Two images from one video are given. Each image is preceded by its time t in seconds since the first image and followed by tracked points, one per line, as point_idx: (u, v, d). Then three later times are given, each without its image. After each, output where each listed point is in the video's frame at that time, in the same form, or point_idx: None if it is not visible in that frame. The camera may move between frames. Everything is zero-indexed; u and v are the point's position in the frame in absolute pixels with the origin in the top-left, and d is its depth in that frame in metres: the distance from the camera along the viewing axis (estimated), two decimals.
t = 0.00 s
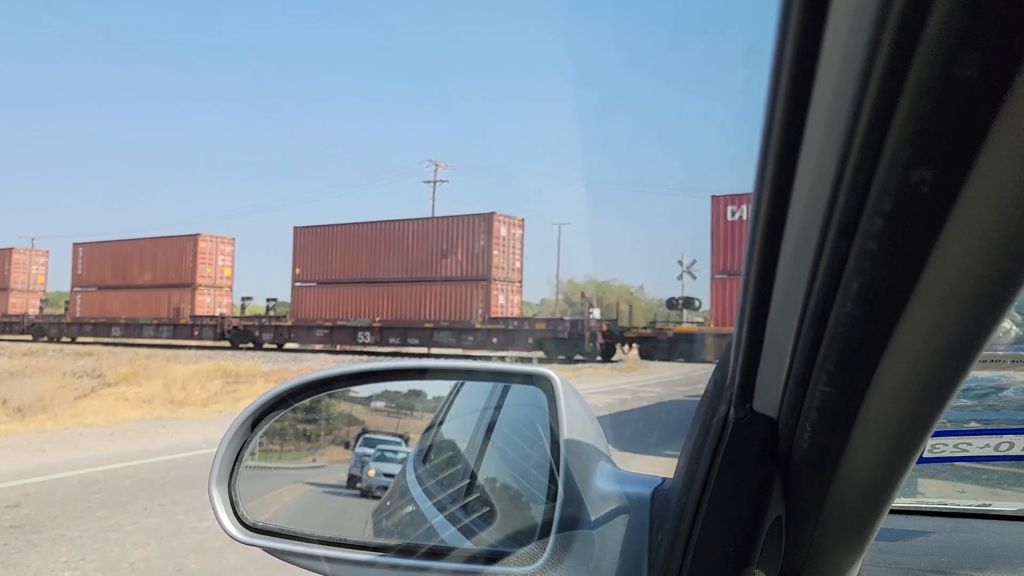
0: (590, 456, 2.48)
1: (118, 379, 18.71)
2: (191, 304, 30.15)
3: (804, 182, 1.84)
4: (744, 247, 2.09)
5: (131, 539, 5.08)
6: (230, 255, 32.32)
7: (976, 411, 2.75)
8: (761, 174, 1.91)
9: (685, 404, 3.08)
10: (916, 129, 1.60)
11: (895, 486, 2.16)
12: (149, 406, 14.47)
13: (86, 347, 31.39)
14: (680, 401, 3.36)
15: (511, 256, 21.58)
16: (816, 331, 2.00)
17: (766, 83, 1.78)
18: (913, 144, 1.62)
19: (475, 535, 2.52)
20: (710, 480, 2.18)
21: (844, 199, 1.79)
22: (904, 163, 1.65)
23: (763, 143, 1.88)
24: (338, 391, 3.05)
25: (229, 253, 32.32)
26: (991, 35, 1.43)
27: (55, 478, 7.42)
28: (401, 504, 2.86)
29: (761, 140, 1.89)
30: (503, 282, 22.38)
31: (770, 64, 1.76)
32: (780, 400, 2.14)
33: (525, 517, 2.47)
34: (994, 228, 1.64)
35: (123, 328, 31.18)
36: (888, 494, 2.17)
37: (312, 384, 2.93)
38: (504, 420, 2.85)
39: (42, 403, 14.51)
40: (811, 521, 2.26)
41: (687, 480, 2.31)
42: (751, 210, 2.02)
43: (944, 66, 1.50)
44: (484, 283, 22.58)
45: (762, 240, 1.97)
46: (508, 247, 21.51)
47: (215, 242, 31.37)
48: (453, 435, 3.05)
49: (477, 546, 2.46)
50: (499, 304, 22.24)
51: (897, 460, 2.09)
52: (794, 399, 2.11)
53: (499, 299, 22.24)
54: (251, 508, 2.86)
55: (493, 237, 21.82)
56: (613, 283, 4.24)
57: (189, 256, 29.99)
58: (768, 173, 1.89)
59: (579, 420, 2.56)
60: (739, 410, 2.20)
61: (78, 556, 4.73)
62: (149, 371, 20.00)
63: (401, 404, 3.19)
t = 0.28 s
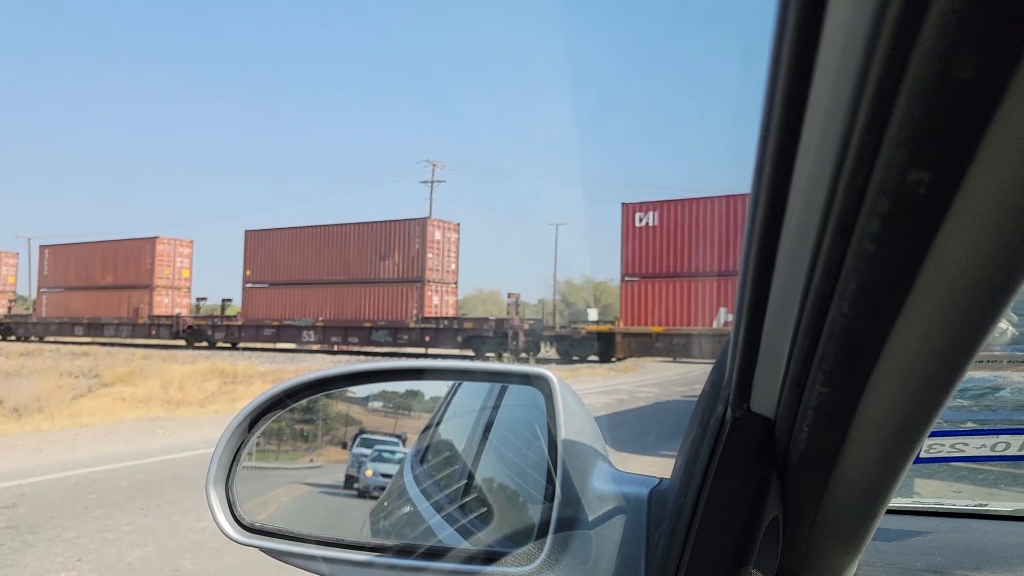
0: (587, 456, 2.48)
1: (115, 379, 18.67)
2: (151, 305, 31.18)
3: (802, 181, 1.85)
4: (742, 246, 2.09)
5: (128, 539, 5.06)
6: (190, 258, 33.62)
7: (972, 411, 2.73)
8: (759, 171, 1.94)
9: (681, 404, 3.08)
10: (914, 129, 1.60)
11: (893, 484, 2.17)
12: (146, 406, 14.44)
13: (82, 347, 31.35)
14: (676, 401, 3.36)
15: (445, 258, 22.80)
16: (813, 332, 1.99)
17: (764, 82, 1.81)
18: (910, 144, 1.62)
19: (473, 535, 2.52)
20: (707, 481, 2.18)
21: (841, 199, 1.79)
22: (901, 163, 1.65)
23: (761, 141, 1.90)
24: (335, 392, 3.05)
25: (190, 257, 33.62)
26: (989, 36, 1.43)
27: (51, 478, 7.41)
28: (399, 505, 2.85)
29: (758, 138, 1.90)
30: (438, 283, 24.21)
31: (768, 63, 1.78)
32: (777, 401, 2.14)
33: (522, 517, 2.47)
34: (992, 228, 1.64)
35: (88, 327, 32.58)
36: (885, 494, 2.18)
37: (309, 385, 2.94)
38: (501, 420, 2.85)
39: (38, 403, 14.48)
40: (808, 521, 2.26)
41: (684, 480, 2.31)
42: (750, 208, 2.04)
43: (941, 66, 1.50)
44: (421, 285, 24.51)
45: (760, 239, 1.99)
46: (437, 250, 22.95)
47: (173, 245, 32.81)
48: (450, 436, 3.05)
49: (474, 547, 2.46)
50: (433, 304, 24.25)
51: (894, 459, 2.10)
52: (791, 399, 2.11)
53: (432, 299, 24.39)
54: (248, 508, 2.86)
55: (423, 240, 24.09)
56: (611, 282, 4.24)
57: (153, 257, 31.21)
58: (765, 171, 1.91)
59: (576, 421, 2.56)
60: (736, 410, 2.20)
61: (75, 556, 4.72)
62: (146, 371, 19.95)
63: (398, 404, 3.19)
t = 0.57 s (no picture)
0: (586, 456, 2.48)
1: (114, 379, 18.65)
2: (124, 306, 32.91)
3: (800, 180, 1.85)
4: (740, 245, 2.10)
5: (127, 539, 5.07)
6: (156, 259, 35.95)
7: (969, 411, 2.77)
8: (757, 170, 1.94)
9: (679, 404, 3.08)
10: (911, 129, 1.61)
11: (890, 484, 2.17)
12: (145, 406, 14.41)
13: (81, 347, 31.34)
14: (673, 401, 3.36)
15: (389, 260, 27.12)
16: (811, 333, 2.00)
17: (762, 82, 1.82)
18: (908, 144, 1.63)
19: (471, 535, 2.52)
20: (704, 481, 2.18)
21: (838, 199, 1.80)
22: (899, 163, 1.66)
23: (759, 140, 1.91)
24: (334, 391, 3.06)
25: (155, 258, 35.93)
26: (987, 36, 1.44)
27: (50, 478, 7.41)
28: (397, 504, 2.86)
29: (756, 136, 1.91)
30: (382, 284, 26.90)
31: (766, 64, 1.79)
32: (775, 401, 2.14)
33: (520, 516, 2.48)
34: (989, 228, 1.65)
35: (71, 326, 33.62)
36: (882, 493, 2.19)
37: (308, 384, 2.97)
38: (500, 420, 2.85)
39: (38, 403, 14.46)
40: (805, 521, 2.27)
41: (681, 479, 2.31)
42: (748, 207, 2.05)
43: (939, 66, 1.51)
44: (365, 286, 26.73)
45: (758, 238, 2.00)
46: (384, 254, 27.07)
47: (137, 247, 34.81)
48: (448, 435, 3.06)
49: (473, 546, 2.46)
50: (377, 304, 26.91)
51: (891, 458, 2.10)
52: (789, 399, 2.11)
53: (380, 299, 26.79)
54: (247, 508, 2.87)
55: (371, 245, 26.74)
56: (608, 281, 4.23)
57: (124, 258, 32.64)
58: (763, 171, 1.92)
59: (575, 421, 2.56)
60: (733, 409, 2.20)
61: (75, 556, 4.73)
62: (145, 371, 19.92)
63: (397, 404, 3.19)
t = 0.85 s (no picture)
0: (586, 455, 2.46)
1: (116, 379, 18.62)
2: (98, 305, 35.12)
3: (800, 180, 1.87)
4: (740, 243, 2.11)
5: (129, 538, 5.08)
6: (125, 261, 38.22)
7: (969, 410, 2.78)
8: (757, 169, 1.97)
9: (678, 403, 3.07)
10: (910, 129, 1.62)
11: (888, 483, 2.18)
12: (147, 406, 14.36)
13: (84, 347, 31.35)
14: (673, 400, 3.35)
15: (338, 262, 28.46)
16: (810, 332, 2.00)
17: (762, 81, 1.85)
18: (907, 144, 1.64)
19: (470, 534, 2.52)
20: (703, 481, 2.19)
21: (837, 198, 1.81)
22: (898, 163, 1.66)
23: (760, 139, 1.93)
24: (335, 390, 3.04)
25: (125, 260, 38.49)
26: (986, 36, 1.44)
27: (52, 477, 7.42)
28: (398, 503, 2.92)
29: (757, 134, 1.94)
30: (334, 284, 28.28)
31: (767, 61, 1.82)
32: (774, 400, 2.15)
33: (520, 515, 2.45)
34: (987, 228, 1.66)
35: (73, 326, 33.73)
36: (880, 493, 2.19)
37: (308, 383, 3.00)
38: (500, 419, 2.84)
39: (40, 403, 14.43)
40: (804, 521, 2.27)
41: (680, 479, 2.32)
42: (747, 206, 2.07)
43: (939, 66, 1.51)
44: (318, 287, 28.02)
45: (757, 237, 2.02)
46: (337, 256, 28.45)
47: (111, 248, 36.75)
48: (449, 434, 3.07)
49: (473, 545, 2.47)
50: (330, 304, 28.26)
51: (890, 457, 2.11)
52: (787, 399, 2.12)
53: (330, 299, 28.33)
54: (248, 506, 2.88)
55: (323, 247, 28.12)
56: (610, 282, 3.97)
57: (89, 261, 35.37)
58: (762, 169, 1.94)
59: (576, 419, 2.53)
60: (733, 408, 2.21)
61: (77, 554, 4.73)
62: (147, 371, 19.86)
63: (397, 403, 3.09)
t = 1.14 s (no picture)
0: (584, 454, 2.45)
1: (114, 379, 18.60)
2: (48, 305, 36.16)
3: (797, 179, 1.87)
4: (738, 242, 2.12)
5: (127, 538, 5.07)
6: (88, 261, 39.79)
7: (968, 409, 2.75)
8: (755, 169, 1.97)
9: (676, 402, 3.07)
10: (908, 130, 1.62)
11: (886, 483, 2.18)
12: (145, 405, 14.33)
13: (82, 347, 31.31)
14: (671, 400, 3.34)
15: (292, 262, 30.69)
16: (808, 332, 2.01)
17: (760, 81, 1.87)
18: (905, 144, 1.64)
19: (469, 534, 2.53)
20: (701, 480, 2.19)
21: (835, 198, 1.81)
22: (895, 163, 1.67)
23: (757, 139, 1.94)
24: (333, 390, 3.04)
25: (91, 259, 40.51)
26: (983, 37, 1.44)
27: (50, 476, 7.41)
28: (396, 503, 2.92)
29: (755, 134, 1.95)
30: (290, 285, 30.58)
31: (765, 60, 1.83)
32: (772, 399, 2.15)
33: (518, 515, 2.44)
34: (985, 229, 1.65)
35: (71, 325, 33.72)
36: (877, 493, 2.20)
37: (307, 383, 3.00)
38: (498, 419, 2.83)
39: (37, 402, 14.41)
40: (803, 520, 2.27)
41: (678, 479, 2.31)
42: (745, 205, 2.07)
43: (936, 67, 1.52)
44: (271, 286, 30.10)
45: (755, 237, 2.02)
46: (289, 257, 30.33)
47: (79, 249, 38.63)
48: (447, 434, 3.06)
49: (471, 545, 2.47)
50: (280, 304, 29.93)
51: (888, 457, 2.11)
52: (785, 398, 2.12)
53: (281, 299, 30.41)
54: (246, 507, 2.89)
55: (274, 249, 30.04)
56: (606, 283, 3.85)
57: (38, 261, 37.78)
58: (760, 169, 1.95)
59: (573, 419, 2.53)
60: (730, 408, 2.22)
61: (75, 554, 4.73)
62: (145, 371, 19.80)
63: (395, 403, 3.09)
